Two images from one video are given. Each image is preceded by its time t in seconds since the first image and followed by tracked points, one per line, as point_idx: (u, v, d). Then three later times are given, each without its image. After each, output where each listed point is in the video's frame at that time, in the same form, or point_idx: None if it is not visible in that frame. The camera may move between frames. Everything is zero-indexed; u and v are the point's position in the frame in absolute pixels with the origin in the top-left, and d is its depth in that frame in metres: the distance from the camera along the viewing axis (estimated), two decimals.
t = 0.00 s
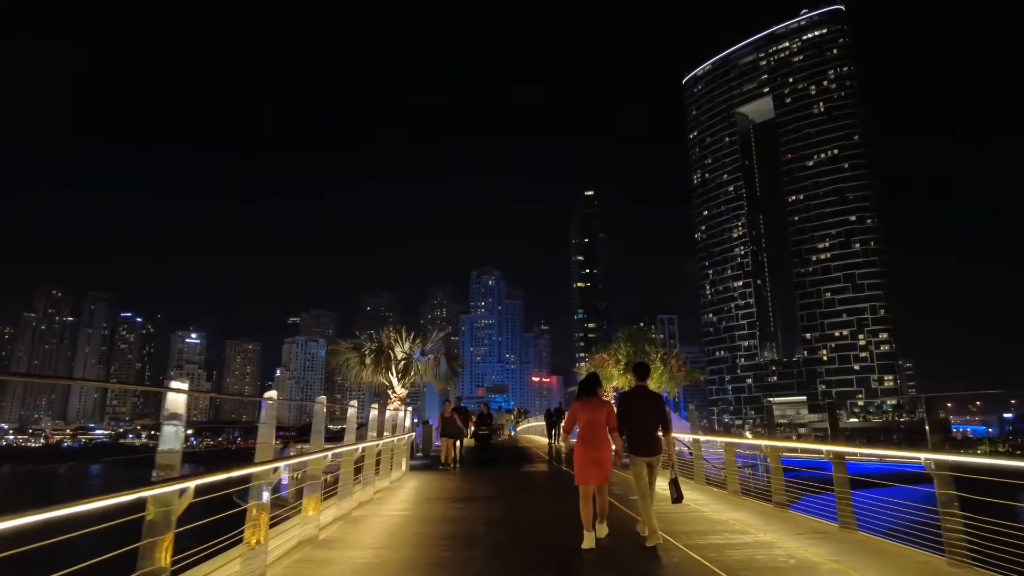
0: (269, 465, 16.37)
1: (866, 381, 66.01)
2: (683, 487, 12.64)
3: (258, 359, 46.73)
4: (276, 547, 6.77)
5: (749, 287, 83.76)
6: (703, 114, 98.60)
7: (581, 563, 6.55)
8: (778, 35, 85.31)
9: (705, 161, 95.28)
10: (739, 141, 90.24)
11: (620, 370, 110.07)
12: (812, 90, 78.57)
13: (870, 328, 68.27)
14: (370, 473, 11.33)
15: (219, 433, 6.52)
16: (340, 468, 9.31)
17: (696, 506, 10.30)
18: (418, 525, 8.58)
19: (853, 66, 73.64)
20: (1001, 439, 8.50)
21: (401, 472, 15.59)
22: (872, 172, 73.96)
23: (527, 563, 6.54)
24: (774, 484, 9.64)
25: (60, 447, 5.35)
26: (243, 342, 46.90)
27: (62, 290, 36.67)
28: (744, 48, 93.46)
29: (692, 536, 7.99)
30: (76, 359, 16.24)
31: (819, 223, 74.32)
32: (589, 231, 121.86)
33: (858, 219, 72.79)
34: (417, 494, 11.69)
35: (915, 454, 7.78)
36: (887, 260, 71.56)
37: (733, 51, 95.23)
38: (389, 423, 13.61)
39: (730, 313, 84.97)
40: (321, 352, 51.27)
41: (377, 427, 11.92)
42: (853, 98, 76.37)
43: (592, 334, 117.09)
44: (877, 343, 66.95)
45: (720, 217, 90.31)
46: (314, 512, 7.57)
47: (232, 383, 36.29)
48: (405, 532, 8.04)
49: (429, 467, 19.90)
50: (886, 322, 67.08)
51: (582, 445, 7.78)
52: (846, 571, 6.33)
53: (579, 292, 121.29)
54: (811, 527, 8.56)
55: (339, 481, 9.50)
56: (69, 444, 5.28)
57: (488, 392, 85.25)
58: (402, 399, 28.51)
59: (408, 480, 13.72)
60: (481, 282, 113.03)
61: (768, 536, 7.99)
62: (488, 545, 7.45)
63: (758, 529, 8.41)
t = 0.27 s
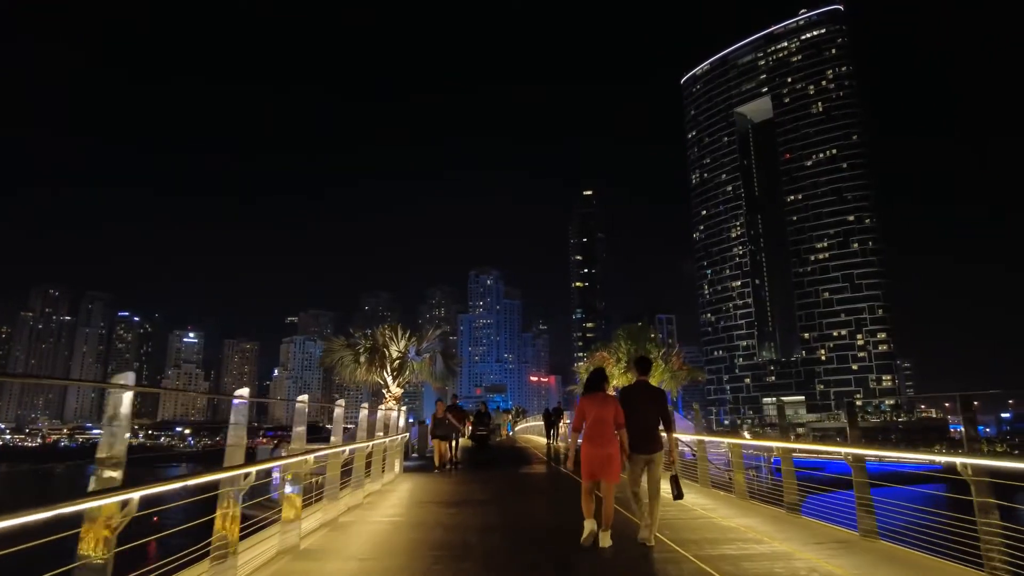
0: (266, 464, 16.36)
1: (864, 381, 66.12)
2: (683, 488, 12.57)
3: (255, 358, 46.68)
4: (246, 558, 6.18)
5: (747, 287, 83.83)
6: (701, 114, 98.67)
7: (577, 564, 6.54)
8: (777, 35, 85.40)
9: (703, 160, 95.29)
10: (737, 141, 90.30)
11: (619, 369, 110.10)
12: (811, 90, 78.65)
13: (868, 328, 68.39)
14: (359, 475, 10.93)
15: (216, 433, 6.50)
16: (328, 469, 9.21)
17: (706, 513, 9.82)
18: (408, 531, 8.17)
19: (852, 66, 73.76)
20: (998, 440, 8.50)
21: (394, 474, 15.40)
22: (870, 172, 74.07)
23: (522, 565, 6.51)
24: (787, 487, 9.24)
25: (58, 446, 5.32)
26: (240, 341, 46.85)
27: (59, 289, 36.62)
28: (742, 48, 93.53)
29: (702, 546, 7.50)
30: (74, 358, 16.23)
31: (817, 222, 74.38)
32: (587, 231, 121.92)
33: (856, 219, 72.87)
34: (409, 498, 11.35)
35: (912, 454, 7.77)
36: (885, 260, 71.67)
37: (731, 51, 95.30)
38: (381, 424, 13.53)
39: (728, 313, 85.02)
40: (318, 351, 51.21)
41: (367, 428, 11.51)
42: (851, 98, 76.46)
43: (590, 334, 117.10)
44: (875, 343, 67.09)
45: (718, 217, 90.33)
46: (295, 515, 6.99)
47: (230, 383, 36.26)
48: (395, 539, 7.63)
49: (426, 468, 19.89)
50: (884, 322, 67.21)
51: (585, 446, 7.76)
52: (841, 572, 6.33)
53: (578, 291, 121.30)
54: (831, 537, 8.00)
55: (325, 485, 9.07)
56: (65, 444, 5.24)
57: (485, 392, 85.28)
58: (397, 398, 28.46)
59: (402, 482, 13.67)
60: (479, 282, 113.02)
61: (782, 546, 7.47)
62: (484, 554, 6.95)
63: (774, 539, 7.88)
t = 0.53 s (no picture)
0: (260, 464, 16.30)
1: (860, 381, 66.24)
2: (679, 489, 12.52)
3: (251, 358, 46.54)
4: (213, 563, 5.76)
5: (743, 287, 83.94)
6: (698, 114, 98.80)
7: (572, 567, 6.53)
8: (774, 36, 85.59)
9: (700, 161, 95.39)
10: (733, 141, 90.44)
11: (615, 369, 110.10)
12: (807, 90, 78.83)
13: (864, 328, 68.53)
14: (345, 477, 10.64)
15: (213, 433, 6.46)
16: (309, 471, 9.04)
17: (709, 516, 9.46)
18: (395, 536, 7.95)
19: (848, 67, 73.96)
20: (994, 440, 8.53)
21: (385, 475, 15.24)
22: (866, 173, 74.24)
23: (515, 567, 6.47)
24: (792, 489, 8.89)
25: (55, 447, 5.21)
26: (235, 340, 46.74)
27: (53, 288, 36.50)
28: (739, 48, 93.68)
29: (707, 554, 7.13)
30: (68, 356, 16.18)
31: (813, 223, 74.48)
32: (584, 231, 121.99)
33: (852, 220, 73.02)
34: (396, 502, 11.08)
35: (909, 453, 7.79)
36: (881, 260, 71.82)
37: (728, 51, 95.47)
38: (368, 424, 13.37)
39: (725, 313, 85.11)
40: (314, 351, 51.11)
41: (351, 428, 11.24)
42: (848, 99, 76.64)
43: (587, 334, 117.12)
44: (871, 343, 67.24)
45: (715, 217, 90.39)
46: (270, 520, 6.68)
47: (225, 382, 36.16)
48: (379, 547, 7.31)
49: (421, 468, 19.85)
50: (880, 322, 67.36)
51: (584, 446, 7.75)
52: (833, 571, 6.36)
53: (574, 291, 121.32)
54: (844, 545, 7.50)
55: (306, 488, 8.80)
56: (63, 445, 5.13)
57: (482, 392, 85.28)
58: (389, 397, 28.39)
59: (391, 484, 13.56)
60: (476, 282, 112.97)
61: (794, 553, 7.05)
62: (472, 563, 6.69)
63: (783, 546, 7.51)
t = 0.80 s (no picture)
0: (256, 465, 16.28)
1: (855, 381, 66.41)
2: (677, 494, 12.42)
3: (246, 358, 46.38)
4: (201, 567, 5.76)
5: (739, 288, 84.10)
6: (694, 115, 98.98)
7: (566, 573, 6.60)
8: (769, 37, 85.79)
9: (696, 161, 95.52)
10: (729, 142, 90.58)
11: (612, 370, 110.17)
12: (803, 91, 79.01)
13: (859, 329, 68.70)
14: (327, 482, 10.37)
15: (208, 434, 6.50)
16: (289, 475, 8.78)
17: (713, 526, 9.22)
18: (380, 545, 7.79)
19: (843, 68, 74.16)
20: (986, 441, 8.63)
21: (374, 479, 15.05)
22: (861, 173, 74.45)
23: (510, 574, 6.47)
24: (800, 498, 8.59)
25: (48, 447, 5.19)
26: (231, 341, 46.62)
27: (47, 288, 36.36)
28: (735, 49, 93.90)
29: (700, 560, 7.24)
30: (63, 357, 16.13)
31: (809, 223, 74.62)
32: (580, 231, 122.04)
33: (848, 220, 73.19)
34: (383, 510, 10.82)
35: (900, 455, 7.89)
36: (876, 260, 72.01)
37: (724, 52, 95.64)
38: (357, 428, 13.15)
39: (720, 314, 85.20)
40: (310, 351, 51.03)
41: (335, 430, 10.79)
42: (843, 99, 76.82)
43: (583, 334, 117.15)
44: (866, 344, 67.44)
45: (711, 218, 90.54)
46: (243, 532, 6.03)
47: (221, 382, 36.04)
48: (362, 559, 7.06)
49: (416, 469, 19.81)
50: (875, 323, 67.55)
51: (580, 448, 7.74)
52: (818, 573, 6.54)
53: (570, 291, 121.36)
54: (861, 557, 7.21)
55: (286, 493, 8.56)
56: (55, 444, 5.11)
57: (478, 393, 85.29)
58: (381, 398, 28.39)
59: (380, 489, 13.44)
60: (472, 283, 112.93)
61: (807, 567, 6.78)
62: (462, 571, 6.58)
63: (793, 558, 7.27)
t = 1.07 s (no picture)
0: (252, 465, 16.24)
1: (853, 381, 66.59)
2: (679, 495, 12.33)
3: (244, 357, 46.33)
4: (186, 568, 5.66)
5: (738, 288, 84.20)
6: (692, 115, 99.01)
7: None
8: (768, 36, 85.91)
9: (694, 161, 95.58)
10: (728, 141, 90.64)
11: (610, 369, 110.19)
12: (801, 91, 79.14)
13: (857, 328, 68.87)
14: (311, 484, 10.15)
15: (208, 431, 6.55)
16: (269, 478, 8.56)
17: (722, 530, 9.03)
18: (366, 550, 7.66)
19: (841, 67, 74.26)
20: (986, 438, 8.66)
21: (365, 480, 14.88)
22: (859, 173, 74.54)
23: None
24: (813, 501, 8.33)
25: (46, 445, 5.21)
26: (228, 339, 46.57)
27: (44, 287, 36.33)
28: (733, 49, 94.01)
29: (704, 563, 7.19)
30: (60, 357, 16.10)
31: (807, 223, 74.73)
32: (579, 231, 122.05)
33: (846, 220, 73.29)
34: (373, 514, 10.62)
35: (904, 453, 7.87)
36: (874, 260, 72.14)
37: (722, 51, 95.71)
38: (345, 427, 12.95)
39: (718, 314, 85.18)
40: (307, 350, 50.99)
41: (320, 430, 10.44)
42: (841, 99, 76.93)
43: (581, 334, 117.12)
44: (864, 343, 67.61)
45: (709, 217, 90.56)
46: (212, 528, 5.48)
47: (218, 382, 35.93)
48: (346, 566, 6.88)
49: (414, 470, 19.76)
50: (874, 322, 67.72)
51: (581, 446, 7.70)
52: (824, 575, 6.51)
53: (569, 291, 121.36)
54: (879, 563, 6.97)
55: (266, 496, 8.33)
56: (54, 444, 5.15)
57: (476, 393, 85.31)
58: (375, 396, 28.35)
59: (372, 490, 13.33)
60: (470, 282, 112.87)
61: None
62: None
63: (808, 564, 7.03)
